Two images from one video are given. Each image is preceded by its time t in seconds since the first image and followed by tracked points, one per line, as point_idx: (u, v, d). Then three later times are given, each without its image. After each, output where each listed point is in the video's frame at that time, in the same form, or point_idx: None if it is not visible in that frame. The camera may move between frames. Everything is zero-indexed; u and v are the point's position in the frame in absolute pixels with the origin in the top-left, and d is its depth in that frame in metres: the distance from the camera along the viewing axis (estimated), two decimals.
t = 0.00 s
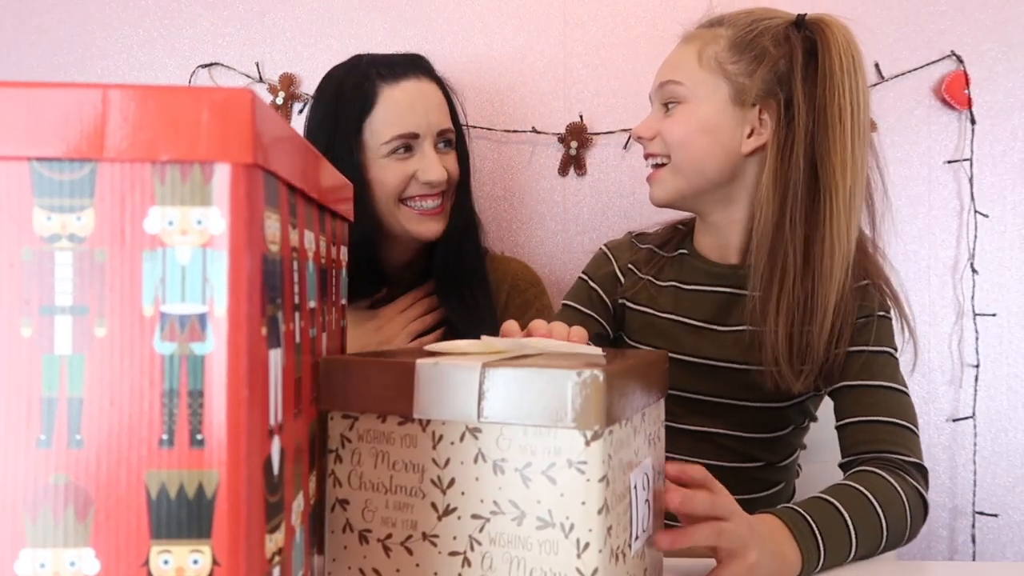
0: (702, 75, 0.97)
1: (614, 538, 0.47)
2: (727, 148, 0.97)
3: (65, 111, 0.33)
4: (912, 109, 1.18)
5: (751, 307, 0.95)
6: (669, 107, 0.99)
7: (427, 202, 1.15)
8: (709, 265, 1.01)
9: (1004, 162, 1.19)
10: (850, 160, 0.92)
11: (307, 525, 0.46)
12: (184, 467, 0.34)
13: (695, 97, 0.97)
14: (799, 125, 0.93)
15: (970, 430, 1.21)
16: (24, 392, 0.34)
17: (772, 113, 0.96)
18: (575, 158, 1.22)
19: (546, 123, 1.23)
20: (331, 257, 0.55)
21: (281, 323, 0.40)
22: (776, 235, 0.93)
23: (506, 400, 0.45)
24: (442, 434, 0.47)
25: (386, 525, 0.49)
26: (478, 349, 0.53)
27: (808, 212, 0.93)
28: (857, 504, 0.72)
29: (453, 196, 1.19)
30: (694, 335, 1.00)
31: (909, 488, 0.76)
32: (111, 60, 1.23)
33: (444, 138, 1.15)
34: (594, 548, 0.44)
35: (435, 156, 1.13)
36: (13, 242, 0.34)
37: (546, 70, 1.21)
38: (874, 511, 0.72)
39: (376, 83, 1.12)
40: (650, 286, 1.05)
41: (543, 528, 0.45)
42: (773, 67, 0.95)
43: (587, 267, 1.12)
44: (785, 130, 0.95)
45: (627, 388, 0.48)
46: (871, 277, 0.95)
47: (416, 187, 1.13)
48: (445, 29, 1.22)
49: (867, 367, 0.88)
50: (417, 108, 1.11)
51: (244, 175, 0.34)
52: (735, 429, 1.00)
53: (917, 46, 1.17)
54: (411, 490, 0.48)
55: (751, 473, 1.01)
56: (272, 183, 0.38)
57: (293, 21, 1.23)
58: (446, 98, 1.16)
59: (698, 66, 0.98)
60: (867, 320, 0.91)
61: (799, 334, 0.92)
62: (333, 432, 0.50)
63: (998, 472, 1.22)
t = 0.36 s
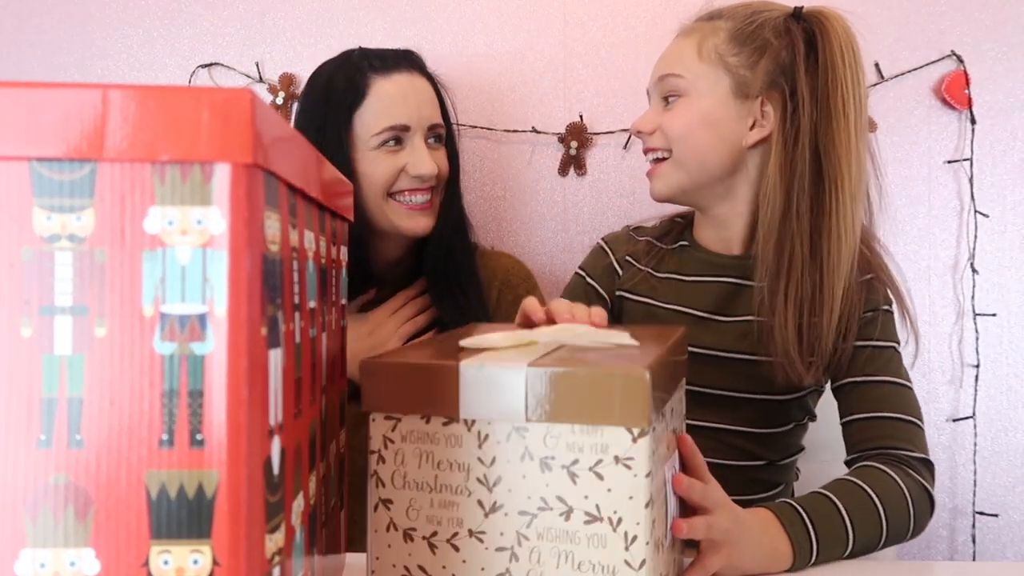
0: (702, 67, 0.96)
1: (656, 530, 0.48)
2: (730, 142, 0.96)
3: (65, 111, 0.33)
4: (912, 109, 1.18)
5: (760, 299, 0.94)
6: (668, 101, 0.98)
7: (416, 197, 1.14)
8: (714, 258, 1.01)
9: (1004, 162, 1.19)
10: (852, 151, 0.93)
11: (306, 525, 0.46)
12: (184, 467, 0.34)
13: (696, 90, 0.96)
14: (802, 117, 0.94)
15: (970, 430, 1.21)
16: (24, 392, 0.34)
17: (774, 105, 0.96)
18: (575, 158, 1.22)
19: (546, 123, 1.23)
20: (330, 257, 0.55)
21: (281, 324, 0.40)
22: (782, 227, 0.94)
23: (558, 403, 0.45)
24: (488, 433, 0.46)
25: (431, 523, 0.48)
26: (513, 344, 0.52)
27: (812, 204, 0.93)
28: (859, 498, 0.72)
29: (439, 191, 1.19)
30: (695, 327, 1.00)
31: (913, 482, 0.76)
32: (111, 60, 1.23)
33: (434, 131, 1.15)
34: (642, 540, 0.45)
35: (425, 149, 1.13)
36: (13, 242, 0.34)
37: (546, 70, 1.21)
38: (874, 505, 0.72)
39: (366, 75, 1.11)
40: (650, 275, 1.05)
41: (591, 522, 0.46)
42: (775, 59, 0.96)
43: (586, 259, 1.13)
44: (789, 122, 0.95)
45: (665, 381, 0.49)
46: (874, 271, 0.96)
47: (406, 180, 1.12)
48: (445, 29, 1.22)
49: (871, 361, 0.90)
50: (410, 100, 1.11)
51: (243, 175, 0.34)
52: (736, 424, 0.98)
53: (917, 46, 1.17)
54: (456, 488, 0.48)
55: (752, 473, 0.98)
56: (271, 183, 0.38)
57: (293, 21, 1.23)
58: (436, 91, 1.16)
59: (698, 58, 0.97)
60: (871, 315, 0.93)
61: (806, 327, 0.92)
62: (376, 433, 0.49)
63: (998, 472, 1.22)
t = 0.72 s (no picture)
0: (746, 75, 0.87)
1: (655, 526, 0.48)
2: (768, 157, 0.91)
3: (65, 111, 0.33)
4: (912, 109, 1.18)
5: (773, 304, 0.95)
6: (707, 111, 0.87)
7: (400, 199, 1.11)
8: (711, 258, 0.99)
9: (1004, 162, 1.19)
10: (866, 159, 0.94)
11: (307, 525, 0.46)
12: (184, 467, 0.34)
13: (743, 100, 0.87)
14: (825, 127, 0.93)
15: (970, 430, 1.21)
16: (24, 392, 0.34)
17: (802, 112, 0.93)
18: (575, 158, 1.22)
19: (546, 123, 1.23)
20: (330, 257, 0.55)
21: (282, 323, 0.40)
22: (806, 233, 0.93)
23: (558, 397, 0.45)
24: (487, 432, 0.47)
25: (430, 522, 0.48)
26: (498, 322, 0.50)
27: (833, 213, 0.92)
28: (859, 495, 0.72)
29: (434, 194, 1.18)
30: (693, 328, 0.98)
31: (915, 478, 0.76)
32: (111, 60, 1.23)
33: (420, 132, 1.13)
34: (642, 536, 0.45)
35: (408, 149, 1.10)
36: (13, 243, 0.34)
37: (546, 70, 1.21)
38: (873, 501, 0.72)
39: (348, 74, 1.09)
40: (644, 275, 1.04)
41: (591, 518, 0.46)
42: (801, 66, 0.91)
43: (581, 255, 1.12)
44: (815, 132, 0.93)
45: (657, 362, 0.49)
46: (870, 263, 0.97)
47: (389, 182, 1.09)
48: (445, 29, 1.22)
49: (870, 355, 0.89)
50: (392, 99, 1.09)
51: (243, 175, 0.34)
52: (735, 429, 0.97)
53: (917, 46, 1.17)
54: (456, 486, 0.48)
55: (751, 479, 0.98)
56: (271, 183, 0.38)
57: (293, 21, 1.23)
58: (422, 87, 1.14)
59: (741, 64, 0.87)
60: (869, 309, 0.92)
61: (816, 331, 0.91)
62: (374, 433, 0.49)
63: (998, 472, 1.22)
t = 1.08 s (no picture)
0: (742, 83, 0.80)
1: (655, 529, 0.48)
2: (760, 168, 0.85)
3: (65, 112, 0.33)
4: (912, 108, 1.18)
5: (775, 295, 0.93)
6: (703, 125, 0.78)
7: (394, 194, 1.08)
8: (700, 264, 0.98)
9: (1004, 162, 1.19)
10: (855, 157, 0.93)
11: (306, 525, 0.46)
12: (184, 467, 0.34)
13: (741, 112, 0.80)
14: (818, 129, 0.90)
15: (970, 430, 1.21)
16: (25, 393, 0.34)
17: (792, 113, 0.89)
18: (575, 158, 1.22)
19: (546, 123, 1.23)
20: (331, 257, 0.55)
21: (281, 323, 0.40)
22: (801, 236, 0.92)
23: (557, 404, 0.44)
24: (487, 433, 0.47)
25: (429, 522, 0.48)
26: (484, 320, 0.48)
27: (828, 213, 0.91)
28: (863, 496, 0.72)
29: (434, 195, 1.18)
30: (684, 337, 0.98)
31: (920, 481, 0.76)
32: (111, 60, 1.23)
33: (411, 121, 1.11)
34: (640, 539, 0.45)
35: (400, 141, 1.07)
36: (13, 243, 0.34)
37: (546, 70, 1.21)
38: (876, 502, 0.72)
39: (332, 64, 1.07)
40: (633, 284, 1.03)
41: (589, 520, 0.46)
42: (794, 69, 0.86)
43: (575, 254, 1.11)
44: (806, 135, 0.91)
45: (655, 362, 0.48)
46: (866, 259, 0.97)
47: (382, 176, 1.07)
48: (445, 29, 1.22)
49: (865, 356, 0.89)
50: (379, 88, 1.06)
51: (243, 175, 0.34)
52: (732, 435, 0.95)
53: (917, 46, 1.16)
54: (455, 487, 0.48)
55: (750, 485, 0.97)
56: (271, 183, 0.38)
57: (293, 21, 1.23)
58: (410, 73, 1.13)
59: (737, 72, 0.80)
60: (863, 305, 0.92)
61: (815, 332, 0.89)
62: (374, 433, 0.49)
63: (998, 472, 1.22)
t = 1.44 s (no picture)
0: (737, 99, 0.79)
1: (655, 530, 0.48)
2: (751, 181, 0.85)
3: (65, 112, 0.33)
4: (913, 108, 1.18)
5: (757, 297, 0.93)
6: (697, 142, 0.78)
7: (369, 198, 1.09)
8: (689, 268, 0.97)
9: (1004, 162, 1.19)
10: (845, 167, 0.91)
11: (306, 525, 0.46)
12: (184, 467, 0.34)
13: (734, 128, 0.80)
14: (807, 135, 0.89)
15: (970, 430, 1.21)
16: (25, 392, 0.34)
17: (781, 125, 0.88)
18: (575, 158, 1.22)
19: (546, 123, 1.23)
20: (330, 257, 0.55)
21: (281, 323, 0.40)
22: (789, 243, 0.91)
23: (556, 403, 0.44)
24: (487, 433, 0.47)
25: (429, 522, 0.48)
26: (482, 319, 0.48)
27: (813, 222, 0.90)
28: (863, 499, 0.72)
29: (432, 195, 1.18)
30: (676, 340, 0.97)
31: (921, 484, 0.76)
32: (112, 60, 1.23)
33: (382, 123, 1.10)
34: (640, 539, 0.45)
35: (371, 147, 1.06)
36: (13, 242, 0.34)
37: (546, 70, 1.21)
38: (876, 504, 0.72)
39: (302, 67, 1.06)
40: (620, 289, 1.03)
41: (589, 520, 0.46)
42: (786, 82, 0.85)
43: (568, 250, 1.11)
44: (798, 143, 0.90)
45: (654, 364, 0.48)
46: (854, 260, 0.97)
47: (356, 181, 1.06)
48: (445, 29, 1.22)
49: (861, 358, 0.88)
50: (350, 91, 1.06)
51: (243, 175, 0.34)
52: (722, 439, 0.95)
53: (917, 46, 1.16)
54: (455, 487, 0.48)
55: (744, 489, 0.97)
56: (271, 183, 0.38)
57: (293, 21, 1.23)
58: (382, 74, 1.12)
59: (732, 87, 0.79)
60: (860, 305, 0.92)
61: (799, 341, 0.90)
62: (374, 433, 0.49)
63: (998, 472, 1.22)
